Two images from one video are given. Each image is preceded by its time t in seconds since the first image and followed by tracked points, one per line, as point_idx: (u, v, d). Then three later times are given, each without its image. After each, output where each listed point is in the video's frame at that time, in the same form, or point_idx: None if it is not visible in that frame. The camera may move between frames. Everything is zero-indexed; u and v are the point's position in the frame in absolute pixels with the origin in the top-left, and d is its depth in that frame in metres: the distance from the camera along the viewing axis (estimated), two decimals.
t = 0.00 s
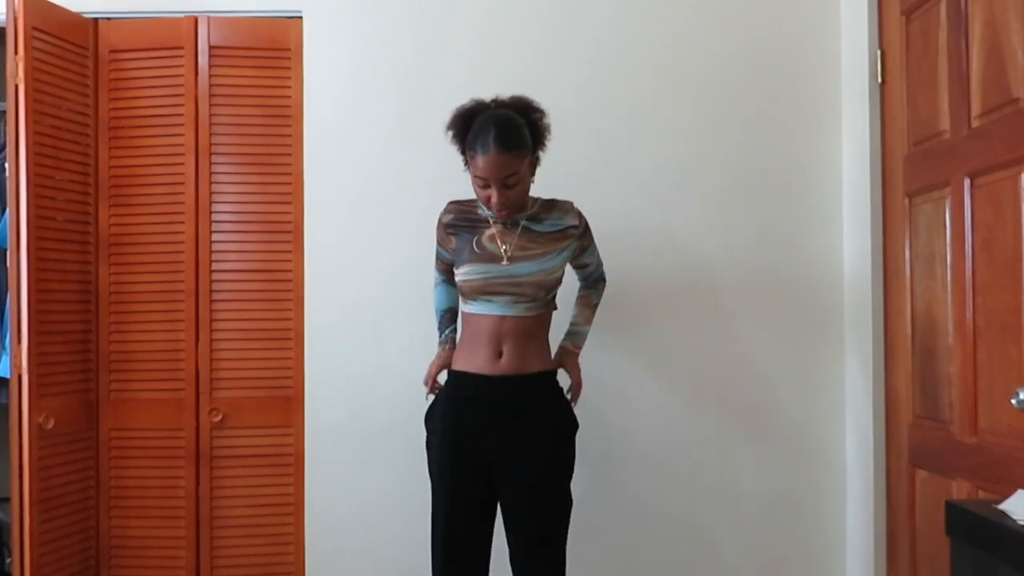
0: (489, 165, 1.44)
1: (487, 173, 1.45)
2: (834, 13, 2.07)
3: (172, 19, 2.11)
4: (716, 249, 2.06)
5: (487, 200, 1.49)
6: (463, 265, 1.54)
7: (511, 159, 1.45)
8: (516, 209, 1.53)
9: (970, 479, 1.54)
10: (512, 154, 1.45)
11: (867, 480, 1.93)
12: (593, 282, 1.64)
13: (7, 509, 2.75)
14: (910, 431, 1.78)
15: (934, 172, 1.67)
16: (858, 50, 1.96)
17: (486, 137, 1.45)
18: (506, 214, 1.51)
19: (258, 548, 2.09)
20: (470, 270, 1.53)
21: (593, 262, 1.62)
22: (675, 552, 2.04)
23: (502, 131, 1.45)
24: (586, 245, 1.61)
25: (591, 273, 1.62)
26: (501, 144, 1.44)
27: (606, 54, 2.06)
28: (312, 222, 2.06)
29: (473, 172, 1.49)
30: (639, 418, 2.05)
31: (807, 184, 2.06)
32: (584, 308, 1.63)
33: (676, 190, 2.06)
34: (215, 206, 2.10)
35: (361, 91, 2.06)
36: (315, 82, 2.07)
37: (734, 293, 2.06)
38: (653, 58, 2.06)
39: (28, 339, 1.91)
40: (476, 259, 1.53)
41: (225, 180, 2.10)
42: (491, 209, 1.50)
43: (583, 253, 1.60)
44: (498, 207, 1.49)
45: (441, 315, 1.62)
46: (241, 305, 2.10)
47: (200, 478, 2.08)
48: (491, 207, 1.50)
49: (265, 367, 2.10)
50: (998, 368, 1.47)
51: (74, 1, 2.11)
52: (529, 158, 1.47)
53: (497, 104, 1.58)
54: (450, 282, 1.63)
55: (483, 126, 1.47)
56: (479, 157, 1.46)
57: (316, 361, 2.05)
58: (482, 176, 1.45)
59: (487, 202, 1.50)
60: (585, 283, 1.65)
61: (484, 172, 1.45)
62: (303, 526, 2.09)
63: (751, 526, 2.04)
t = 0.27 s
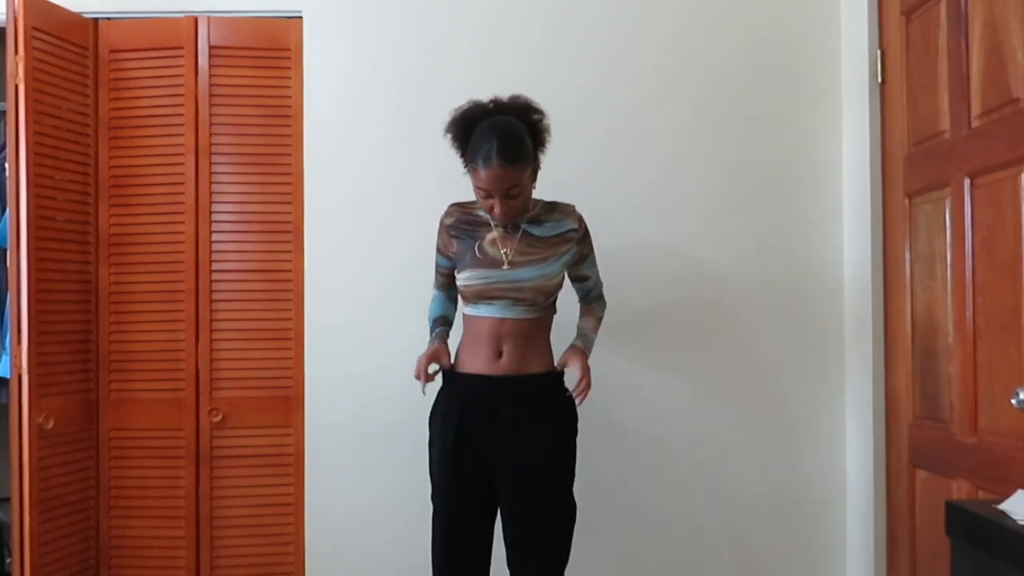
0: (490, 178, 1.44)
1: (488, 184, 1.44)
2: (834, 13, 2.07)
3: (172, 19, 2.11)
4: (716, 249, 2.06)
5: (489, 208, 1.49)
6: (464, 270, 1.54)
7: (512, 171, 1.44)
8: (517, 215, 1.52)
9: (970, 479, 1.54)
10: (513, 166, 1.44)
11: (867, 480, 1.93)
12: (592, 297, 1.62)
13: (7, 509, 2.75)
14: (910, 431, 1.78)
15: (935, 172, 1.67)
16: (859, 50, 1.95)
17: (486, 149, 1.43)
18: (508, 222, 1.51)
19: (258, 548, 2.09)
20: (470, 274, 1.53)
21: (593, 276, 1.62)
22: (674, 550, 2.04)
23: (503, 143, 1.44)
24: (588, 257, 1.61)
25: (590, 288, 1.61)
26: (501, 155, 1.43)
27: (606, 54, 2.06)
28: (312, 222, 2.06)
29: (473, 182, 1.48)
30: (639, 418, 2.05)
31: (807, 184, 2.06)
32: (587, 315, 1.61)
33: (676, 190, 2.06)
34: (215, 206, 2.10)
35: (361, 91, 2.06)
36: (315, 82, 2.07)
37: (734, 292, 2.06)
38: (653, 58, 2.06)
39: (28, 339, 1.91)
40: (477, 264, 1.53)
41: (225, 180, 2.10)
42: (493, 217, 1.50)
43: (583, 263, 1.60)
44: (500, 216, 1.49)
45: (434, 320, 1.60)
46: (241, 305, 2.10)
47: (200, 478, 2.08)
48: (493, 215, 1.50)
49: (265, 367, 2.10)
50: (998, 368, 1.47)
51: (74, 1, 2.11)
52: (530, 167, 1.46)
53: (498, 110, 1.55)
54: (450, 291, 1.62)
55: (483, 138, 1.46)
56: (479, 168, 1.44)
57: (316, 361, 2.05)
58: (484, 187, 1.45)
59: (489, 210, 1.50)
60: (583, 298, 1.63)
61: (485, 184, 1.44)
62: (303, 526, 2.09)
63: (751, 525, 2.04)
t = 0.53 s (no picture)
0: (500, 182, 1.44)
1: (498, 187, 1.45)
2: (833, 13, 2.07)
3: (172, 19, 2.11)
4: (716, 248, 2.06)
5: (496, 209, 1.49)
6: (468, 269, 1.52)
7: (522, 174, 1.44)
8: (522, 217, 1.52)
9: (970, 479, 1.54)
10: (523, 170, 1.45)
11: (866, 480, 1.93)
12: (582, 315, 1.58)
13: (7, 509, 2.75)
14: (910, 431, 1.78)
15: (934, 172, 1.67)
16: (858, 50, 1.96)
17: (496, 152, 1.44)
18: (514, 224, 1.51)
19: (258, 548, 2.09)
20: (475, 272, 1.52)
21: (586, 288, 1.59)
22: (675, 549, 2.04)
23: (512, 146, 1.44)
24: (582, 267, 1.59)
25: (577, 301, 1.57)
26: (512, 158, 1.43)
27: (607, 54, 2.06)
28: (312, 222, 2.06)
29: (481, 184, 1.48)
30: (639, 418, 2.05)
31: (806, 184, 2.06)
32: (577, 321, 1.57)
33: (676, 190, 2.06)
34: (215, 206, 2.10)
35: (361, 91, 2.06)
36: (315, 82, 2.07)
37: (734, 291, 2.06)
38: (654, 58, 2.06)
39: (28, 339, 1.91)
40: (482, 263, 1.51)
41: (225, 180, 2.10)
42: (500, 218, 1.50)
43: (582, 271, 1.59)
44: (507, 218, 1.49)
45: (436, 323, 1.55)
46: (241, 305, 2.10)
47: (200, 478, 2.08)
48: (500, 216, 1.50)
49: (265, 367, 2.10)
50: (998, 368, 1.47)
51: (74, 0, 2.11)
52: (538, 170, 1.47)
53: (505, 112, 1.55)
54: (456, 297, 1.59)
55: (492, 141, 1.46)
56: (489, 170, 1.44)
57: (316, 362, 2.05)
58: (492, 189, 1.45)
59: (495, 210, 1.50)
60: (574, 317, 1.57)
61: (495, 186, 1.45)
62: (303, 526, 2.09)
63: (751, 524, 2.04)
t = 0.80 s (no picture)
0: (515, 157, 1.45)
1: (512, 164, 1.46)
2: (833, 13, 2.07)
3: (172, 19, 2.11)
4: (717, 248, 2.06)
5: (509, 190, 1.49)
6: (477, 262, 1.51)
7: (537, 150, 1.46)
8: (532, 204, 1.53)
9: (969, 479, 1.54)
10: (536, 144, 1.46)
11: (867, 480, 1.93)
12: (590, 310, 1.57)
13: (7, 509, 2.75)
14: (910, 431, 1.78)
15: (934, 172, 1.67)
16: (858, 50, 1.96)
17: (512, 128, 1.46)
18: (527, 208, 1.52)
19: (258, 548, 2.09)
20: (484, 266, 1.51)
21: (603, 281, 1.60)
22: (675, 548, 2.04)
23: (528, 123, 1.47)
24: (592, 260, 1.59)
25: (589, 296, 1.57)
26: (526, 132, 1.46)
27: (607, 54, 2.06)
28: (312, 223, 2.06)
29: (494, 165, 1.49)
30: (639, 418, 2.05)
31: (807, 183, 2.06)
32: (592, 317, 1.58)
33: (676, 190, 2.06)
34: (215, 206, 2.10)
35: (362, 90, 2.06)
36: (315, 82, 2.07)
37: (734, 291, 2.06)
38: (654, 58, 2.06)
39: (28, 339, 1.91)
40: (491, 256, 1.50)
41: (225, 180, 2.10)
42: (512, 200, 1.50)
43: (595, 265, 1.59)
44: (519, 197, 1.48)
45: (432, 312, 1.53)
46: (241, 305, 2.10)
47: (200, 478, 2.08)
48: (512, 198, 1.49)
49: (265, 367, 2.10)
50: (998, 368, 1.47)
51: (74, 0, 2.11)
52: (551, 149, 1.49)
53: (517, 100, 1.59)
54: (456, 292, 1.58)
55: (505, 120, 1.49)
56: (502, 147, 1.47)
57: (316, 361, 2.05)
58: (506, 164, 1.46)
59: (508, 193, 1.50)
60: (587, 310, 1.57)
61: (510, 163, 1.46)
62: (303, 526, 2.09)
63: (751, 523, 2.04)
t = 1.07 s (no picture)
0: (525, 128, 1.51)
1: (523, 137, 1.52)
2: (834, 13, 2.06)
3: (171, 19, 2.11)
4: (717, 248, 2.06)
5: (520, 166, 1.53)
6: (492, 260, 1.53)
7: (546, 125, 1.53)
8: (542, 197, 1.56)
9: (969, 479, 1.54)
10: (545, 118, 1.53)
11: (867, 480, 1.93)
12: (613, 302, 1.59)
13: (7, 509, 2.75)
14: (910, 431, 1.78)
15: (934, 172, 1.67)
16: (858, 50, 1.96)
17: (520, 106, 1.54)
18: (539, 186, 1.54)
19: (258, 548, 2.09)
20: (498, 264, 1.52)
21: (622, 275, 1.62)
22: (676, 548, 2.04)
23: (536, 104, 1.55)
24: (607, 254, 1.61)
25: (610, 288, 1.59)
26: (535, 107, 1.53)
27: (607, 54, 2.06)
28: (313, 223, 2.06)
29: (505, 143, 1.54)
30: (640, 419, 2.05)
31: (807, 184, 2.06)
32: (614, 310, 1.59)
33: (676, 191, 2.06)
34: (215, 206, 2.10)
35: (362, 90, 2.06)
36: (315, 82, 2.07)
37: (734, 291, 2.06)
38: (654, 58, 2.06)
39: (28, 339, 1.91)
40: (505, 253, 1.52)
41: (225, 180, 2.10)
42: (523, 176, 1.53)
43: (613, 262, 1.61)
44: (530, 171, 1.52)
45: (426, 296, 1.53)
46: (241, 305, 2.10)
47: (200, 478, 2.08)
48: (523, 175, 1.53)
49: (265, 367, 2.10)
50: (998, 368, 1.47)
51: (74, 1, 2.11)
52: (560, 128, 1.56)
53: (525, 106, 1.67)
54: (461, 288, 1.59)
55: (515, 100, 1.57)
56: (513, 122, 1.53)
57: (316, 361, 2.05)
58: (517, 136, 1.52)
59: (519, 172, 1.54)
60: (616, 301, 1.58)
61: (520, 136, 1.52)
62: (303, 526, 2.09)
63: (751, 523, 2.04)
